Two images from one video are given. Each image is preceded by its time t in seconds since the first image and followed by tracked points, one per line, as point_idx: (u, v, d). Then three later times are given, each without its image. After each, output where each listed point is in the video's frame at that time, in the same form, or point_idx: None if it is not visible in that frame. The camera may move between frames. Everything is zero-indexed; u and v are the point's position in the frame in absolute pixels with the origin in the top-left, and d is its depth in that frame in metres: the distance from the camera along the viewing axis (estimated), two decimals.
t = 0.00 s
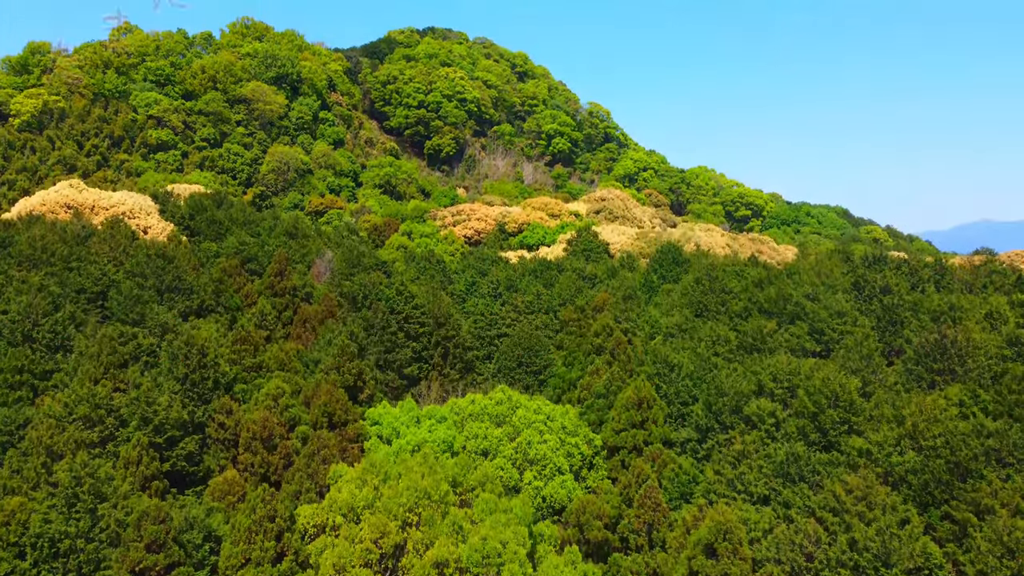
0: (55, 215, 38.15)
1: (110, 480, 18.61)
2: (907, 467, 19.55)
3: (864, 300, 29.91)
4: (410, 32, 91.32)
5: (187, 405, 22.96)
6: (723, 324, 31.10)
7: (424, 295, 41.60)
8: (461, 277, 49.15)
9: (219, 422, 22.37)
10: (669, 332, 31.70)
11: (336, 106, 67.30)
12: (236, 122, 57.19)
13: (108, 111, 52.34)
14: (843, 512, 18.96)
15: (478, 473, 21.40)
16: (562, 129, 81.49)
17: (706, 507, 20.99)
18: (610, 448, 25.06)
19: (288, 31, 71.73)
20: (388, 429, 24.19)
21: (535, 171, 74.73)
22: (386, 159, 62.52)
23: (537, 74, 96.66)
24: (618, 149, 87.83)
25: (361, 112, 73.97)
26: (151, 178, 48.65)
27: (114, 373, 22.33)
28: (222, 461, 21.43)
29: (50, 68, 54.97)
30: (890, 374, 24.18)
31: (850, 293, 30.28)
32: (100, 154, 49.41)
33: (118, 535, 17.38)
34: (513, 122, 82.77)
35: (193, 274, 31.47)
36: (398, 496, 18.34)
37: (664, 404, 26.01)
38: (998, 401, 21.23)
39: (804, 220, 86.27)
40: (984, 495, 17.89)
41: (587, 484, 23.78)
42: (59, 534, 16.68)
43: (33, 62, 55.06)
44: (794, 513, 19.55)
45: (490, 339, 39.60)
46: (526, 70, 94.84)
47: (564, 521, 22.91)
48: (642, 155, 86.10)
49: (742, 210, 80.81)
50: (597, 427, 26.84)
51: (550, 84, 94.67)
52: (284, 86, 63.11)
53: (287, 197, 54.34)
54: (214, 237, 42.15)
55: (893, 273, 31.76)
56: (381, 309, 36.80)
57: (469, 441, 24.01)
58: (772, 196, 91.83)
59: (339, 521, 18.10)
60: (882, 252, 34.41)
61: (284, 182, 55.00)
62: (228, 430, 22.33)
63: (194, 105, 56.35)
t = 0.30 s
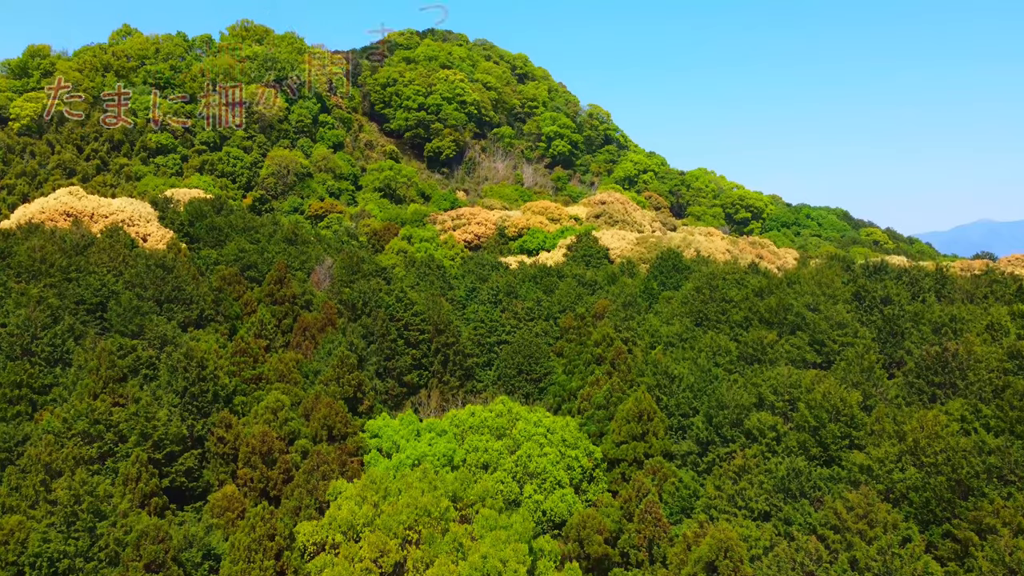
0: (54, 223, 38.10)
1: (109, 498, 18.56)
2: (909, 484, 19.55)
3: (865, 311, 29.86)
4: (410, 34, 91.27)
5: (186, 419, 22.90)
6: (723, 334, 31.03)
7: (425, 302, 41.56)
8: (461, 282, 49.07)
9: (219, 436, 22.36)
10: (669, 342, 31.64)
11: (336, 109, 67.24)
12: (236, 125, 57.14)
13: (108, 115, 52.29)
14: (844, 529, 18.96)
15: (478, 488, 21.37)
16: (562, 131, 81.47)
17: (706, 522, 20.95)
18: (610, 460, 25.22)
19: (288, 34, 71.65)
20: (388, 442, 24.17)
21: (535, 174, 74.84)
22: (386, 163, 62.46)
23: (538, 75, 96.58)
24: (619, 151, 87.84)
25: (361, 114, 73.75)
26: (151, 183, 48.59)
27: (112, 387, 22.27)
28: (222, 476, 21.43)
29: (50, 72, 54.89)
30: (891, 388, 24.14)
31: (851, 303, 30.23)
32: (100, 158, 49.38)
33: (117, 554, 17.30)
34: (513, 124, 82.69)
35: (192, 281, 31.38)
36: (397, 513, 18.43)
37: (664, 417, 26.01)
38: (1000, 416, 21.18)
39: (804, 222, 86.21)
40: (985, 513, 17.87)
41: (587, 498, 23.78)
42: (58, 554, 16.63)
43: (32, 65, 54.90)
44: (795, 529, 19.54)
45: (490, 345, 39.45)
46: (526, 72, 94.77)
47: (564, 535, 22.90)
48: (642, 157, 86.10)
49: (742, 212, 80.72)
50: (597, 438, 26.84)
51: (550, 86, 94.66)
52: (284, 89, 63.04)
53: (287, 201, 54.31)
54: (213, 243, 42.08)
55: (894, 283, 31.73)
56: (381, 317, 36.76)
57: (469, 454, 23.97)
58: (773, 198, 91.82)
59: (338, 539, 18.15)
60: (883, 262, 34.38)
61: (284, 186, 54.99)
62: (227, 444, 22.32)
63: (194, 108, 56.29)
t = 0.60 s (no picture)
0: (53, 232, 37.99)
1: (108, 516, 18.52)
2: (910, 501, 19.58)
3: (866, 321, 29.83)
4: (410, 35, 91.22)
5: (186, 433, 22.88)
6: (723, 344, 30.97)
7: (425, 308, 41.55)
8: (461, 287, 49.02)
9: (218, 450, 22.37)
10: (670, 351, 31.61)
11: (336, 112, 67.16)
12: (235, 128, 57.08)
13: (107, 119, 52.19)
14: (845, 547, 19.04)
15: (478, 503, 21.35)
16: (562, 133, 81.53)
17: (706, 538, 20.92)
18: (610, 473, 25.25)
19: (288, 36, 71.55)
20: (388, 455, 24.14)
21: (535, 176, 75.26)
22: (386, 167, 62.47)
23: (537, 77, 96.62)
24: (618, 153, 87.96)
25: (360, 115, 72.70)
26: (150, 188, 48.54)
27: (111, 402, 22.22)
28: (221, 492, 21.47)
29: (50, 75, 54.74)
30: (892, 401, 24.11)
31: (851, 314, 30.19)
32: (99, 162, 49.30)
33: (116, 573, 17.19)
34: (513, 127, 82.70)
35: (190, 289, 31.29)
36: (397, 530, 18.44)
37: (664, 429, 25.98)
38: (1000, 431, 21.18)
39: (804, 224, 86.35)
40: (986, 532, 17.89)
41: (587, 512, 23.78)
42: (56, 573, 16.71)
43: (32, 69, 54.46)
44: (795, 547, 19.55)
45: (490, 352, 39.37)
46: (526, 74, 94.80)
47: (564, 549, 22.88)
48: (642, 159, 86.17)
49: (742, 214, 80.76)
50: (597, 449, 26.81)
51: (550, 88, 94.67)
52: (283, 92, 62.95)
53: (286, 205, 54.31)
54: (213, 250, 42.03)
55: (894, 292, 31.71)
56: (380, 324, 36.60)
57: (469, 467, 23.93)
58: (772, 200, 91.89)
59: (338, 557, 18.16)
60: (883, 271, 34.39)
61: (283, 190, 55.00)
62: (227, 458, 22.33)
63: (193, 111, 56.19)
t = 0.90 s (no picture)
0: (53, 240, 37.88)
1: (108, 534, 18.54)
2: (911, 518, 19.64)
3: (866, 330, 29.78)
4: (410, 36, 91.03)
5: (185, 446, 22.87)
6: (723, 354, 30.91)
7: (424, 314, 41.50)
8: (461, 291, 48.94)
9: (217, 464, 22.38)
10: (670, 360, 31.57)
11: (335, 115, 67.12)
12: (235, 131, 57.03)
13: (107, 122, 52.08)
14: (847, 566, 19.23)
15: (478, 517, 21.34)
16: (561, 135, 81.49)
17: (707, 553, 20.92)
18: (611, 484, 25.25)
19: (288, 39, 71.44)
20: (388, 468, 24.11)
21: (535, 178, 75.38)
22: (386, 170, 62.44)
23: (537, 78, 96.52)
24: (618, 155, 87.95)
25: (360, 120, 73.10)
26: (150, 193, 48.54)
27: (111, 416, 22.18)
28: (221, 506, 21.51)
29: (49, 78, 54.58)
30: (893, 414, 24.06)
31: (852, 323, 30.14)
32: (99, 166, 49.23)
33: None
34: (512, 129, 82.64)
35: (189, 297, 31.21)
36: (397, 548, 18.44)
37: (664, 440, 25.94)
38: (1001, 446, 21.18)
39: (803, 226, 86.37)
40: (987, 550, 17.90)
41: (587, 525, 23.76)
42: None
43: (31, 71, 54.17)
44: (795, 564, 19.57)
45: (490, 359, 39.31)
46: (525, 75, 94.72)
47: (564, 563, 22.86)
48: (642, 160, 86.18)
49: (742, 216, 80.74)
50: (597, 460, 26.80)
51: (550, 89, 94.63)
52: (283, 94, 62.81)
53: (287, 208, 54.37)
54: (212, 257, 41.95)
55: (895, 302, 31.67)
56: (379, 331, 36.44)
57: (469, 480, 23.92)
58: (772, 202, 91.96)
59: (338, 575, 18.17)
60: (883, 280, 34.35)
61: (283, 194, 55.01)
62: (226, 472, 22.35)
63: (193, 114, 56.07)
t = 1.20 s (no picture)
0: (52, 249, 37.80)
1: (107, 551, 18.52)
2: (911, 534, 19.65)
3: (867, 340, 29.73)
4: (409, 38, 91.04)
5: (184, 460, 22.87)
6: (723, 363, 30.86)
7: (424, 320, 41.49)
8: (461, 296, 48.93)
9: (217, 478, 22.40)
10: (670, 369, 31.53)
11: (335, 118, 67.14)
12: (235, 134, 56.99)
13: (106, 126, 52.04)
14: None
15: (478, 532, 21.32)
16: (561, 138, 81.50)
17: (707, 569, 20.89)
18: (611, 497, 25.24)
19: (287, 41, 71.37)
20: (388, 482, 24.09)
21: (535, 181, 75.39)
22: (385, 174, 62.42)
23: (537, 80, 96.54)
24: (618, 157, 87.98)
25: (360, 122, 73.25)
26: (149, 197, 48.51)
27: (110, 429, 22.14)
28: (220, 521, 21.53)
29: (49, 81, 54.48)
30: (894, 427, 24.02)
31: (852, 334, 30.09)
32: (99, 170, 49.18)
33: None
34: (512, 131, 82.68)
35: (188, 306, 31.14)
36: (396, 565, 18.44)
37: (664, 453, 25.91)
38: (1002, 461, 21.16)
39: (803, 228, 86.38)
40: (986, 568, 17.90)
41: (587, 538, 23.74)
42: None
43: (31, 75, 54.12)
44: None
45: (490, 366, 39.28)
46: (525, 77, 94.72)
47: None
48: (642, 163, 86.22)
49: (742, 219, 80.74)
50: (597, 471, 26.77)
51: (549, 91, 94.59)
52: (283, 97, 62.75)
53: (286, 212, 54.38)
54: (212, 264, 41.91)
55: (895, 312, 31.63)
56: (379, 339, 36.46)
57: (469, 493, 23.88)
58: (772, 204, 92.01)
59: None
60: (884, 289, 34.31)
61: (283, 197, 55.04)
62: (226, 486, 22.37)
63: (192, 118, 56.01)
